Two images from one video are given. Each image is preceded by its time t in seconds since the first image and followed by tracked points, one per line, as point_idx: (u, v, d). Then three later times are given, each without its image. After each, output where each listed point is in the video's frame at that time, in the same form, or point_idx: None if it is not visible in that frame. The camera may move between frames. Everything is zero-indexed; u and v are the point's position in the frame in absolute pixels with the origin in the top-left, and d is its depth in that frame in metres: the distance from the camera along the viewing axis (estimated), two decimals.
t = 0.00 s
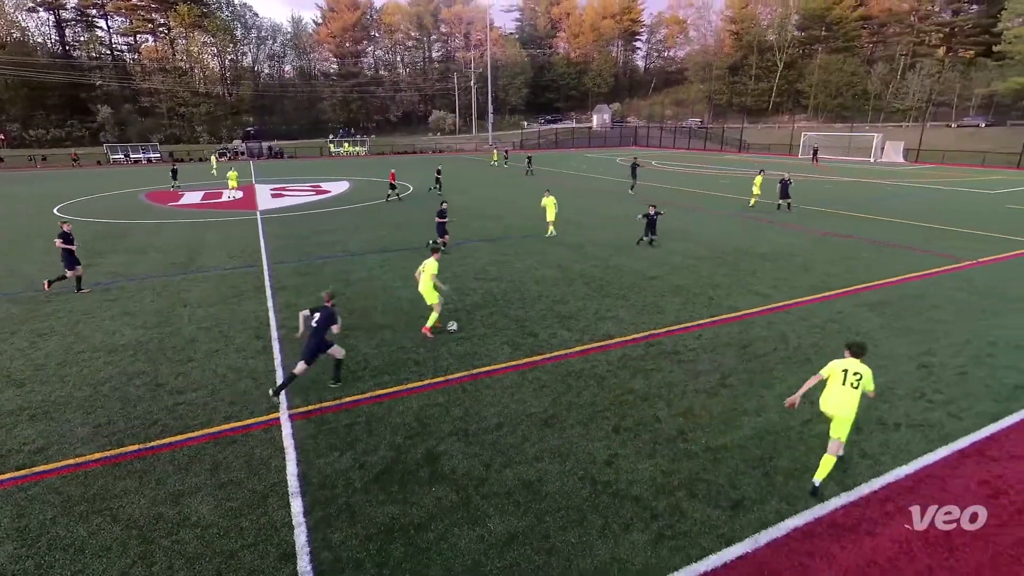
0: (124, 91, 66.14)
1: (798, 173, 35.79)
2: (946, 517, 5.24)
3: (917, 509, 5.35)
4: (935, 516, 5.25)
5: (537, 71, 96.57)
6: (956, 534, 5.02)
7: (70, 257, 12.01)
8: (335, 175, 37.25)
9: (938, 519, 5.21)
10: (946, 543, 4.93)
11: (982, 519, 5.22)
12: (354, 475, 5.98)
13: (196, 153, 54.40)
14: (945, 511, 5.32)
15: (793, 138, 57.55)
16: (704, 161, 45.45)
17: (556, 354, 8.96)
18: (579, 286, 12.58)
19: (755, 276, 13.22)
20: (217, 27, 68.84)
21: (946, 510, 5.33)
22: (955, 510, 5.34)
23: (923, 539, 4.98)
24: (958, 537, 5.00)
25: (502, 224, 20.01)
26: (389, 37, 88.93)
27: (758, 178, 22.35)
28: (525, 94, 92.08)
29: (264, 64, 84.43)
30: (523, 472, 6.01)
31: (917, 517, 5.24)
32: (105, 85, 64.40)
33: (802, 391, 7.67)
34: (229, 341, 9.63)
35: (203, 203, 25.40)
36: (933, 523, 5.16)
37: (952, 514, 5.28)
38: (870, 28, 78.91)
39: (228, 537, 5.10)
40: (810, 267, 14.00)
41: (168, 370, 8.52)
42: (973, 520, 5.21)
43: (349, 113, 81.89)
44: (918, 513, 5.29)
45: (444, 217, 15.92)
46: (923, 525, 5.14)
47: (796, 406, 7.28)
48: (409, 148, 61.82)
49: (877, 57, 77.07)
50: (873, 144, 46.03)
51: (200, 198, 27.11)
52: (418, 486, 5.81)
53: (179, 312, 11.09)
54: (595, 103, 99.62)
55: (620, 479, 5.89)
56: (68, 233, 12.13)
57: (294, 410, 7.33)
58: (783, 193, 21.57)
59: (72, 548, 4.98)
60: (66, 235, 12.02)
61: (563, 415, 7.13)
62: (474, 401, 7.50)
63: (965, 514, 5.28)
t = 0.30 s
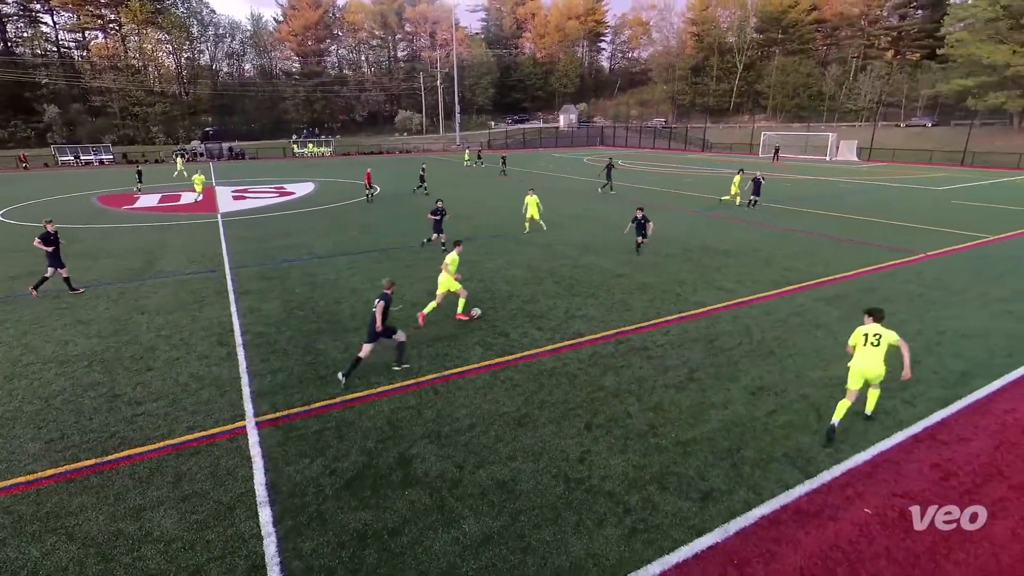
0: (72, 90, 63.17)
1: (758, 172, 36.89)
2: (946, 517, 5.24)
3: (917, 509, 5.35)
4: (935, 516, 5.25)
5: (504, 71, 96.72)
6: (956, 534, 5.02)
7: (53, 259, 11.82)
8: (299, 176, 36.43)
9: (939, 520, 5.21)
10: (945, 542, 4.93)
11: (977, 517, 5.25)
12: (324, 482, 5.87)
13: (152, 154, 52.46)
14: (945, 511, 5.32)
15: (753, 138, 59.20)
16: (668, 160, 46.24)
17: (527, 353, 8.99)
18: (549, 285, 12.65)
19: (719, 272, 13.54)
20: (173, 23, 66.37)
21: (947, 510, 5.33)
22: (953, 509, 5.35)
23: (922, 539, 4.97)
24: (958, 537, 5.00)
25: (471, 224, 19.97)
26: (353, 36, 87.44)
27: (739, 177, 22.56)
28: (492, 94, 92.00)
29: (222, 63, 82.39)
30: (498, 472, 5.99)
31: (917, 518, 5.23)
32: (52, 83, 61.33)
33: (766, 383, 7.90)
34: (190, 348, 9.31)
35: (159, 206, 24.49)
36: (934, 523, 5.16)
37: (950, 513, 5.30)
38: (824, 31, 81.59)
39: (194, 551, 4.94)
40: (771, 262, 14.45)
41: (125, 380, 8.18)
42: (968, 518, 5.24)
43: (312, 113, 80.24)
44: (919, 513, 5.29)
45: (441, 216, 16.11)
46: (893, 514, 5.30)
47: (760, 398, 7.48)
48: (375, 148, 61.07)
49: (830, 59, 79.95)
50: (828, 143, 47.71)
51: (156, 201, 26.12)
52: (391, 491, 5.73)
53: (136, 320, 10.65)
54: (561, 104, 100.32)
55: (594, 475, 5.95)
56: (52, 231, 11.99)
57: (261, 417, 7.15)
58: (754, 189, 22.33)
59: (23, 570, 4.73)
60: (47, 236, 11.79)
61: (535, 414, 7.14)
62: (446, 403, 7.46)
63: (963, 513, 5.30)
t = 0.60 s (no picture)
0: (23, 89, 60.42)
1: (725, 171, 37.65)
2: (946, 517, 5.23)
3: (917, 509, 5.34)
4: (936, 516, 5.24)
5: (474, 70, 96.51)
6: (955, 534, 5.01)
7: (46, 258, 11.72)
8: (267, 178, 35.68)
9: (938, 519, 5.20)
10: (944, 542, 4.93)
11: (981, 518, 5.22)
12: (298, 488, 5.77)
13: (111, 156, 50.64)
14: (945, 511, 5.30)
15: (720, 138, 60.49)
16: (638, 160, 46.87)
17: (502, 353, 8.99)
18: (523, 284, 12.69)
19: (690, 269, 13.82)
20: (130, 20, 64.00)
21: (947, 510, 5.31)
22: (954, 509, 5.34)
23: (920, 539, 4.96)
24: (957, 536, 4.99)
25: (444, 224, 19.90)
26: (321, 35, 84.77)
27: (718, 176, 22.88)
28: (463, 94, 91.64)
29: (183, 62, 80.11)
30: (476, 474, 5.98)
31: (919, 519, 5.21)
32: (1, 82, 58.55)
33: (737, 377, 8.09)
34: (155, 355, 9.04)
35: (121, 210, 23.66)
36: (933, 523, 5.15)
37: (952, 513, 5.28)
38: (786, 34, 83.84)
39: (164, 564, 4.80)
40: (740, 259, 14.76)
41: (85, 390, 7.87)
42: (973, 518, 5.21)
43: (279, 113, 78.58)
44: (918, 513, 5.28)
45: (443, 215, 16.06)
46: (868, 505, 5.41)
47: (732, 392, 7.64)
48: (345, 149, 60.16)
49: (792, 61, 82.22)
50: (792, 143, 49.06)
51: (116, 204, 25.24)
52: (367, 495, 5.67)
53: (96, 327, 10.27)
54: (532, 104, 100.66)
55: (571, 472, 5.99)
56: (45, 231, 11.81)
57: (230, 425, 6.98)
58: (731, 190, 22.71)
59: None
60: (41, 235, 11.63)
61: (510, 414, 7.16)
62: (422, 405, 7.41)
63: (964, 513, 5.28)
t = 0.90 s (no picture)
0: None
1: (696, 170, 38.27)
2: (946, 517, 5.23)
3: (917, 509, 5.34)
4: (936, 516, 5.24)
5: (447, 70, 96.12)
6: (956, 535, 5.00)
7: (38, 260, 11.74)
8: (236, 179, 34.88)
9: (938, 519, 5.20)
10: (945, 542, 4.92)
11: (979, 516, 5.23)
12: (273, 496, 5.66)
13: (70, 157, 48.83)
14: (945, 511, 5.30)
15: (691, 137, 61.54)
16: (611, 159, 47.35)
17: (479, 353, 8.98)
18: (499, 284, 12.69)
19: (663, 267, 14.01)
20: (89, 17, 61.67)
21: (946, 510, 5.31)
22: (953, 507, 5.34)
23: (923, 540, 4.95)
24: (958, 537, 4.99)
25: (419, 225, 19.77)
26: (290, 33, 84.01)
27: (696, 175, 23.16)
28: (436, 94, 91.11)
29: (146, 60, 77.79)
30: (457, 476, 5.94)
31: (918, 518, 5.21)
32: None
33: (711, 372, 8.24)
34: (120, 363, 8.75)
35: (82, 213, 22.84)
36: (933, 523, 5.15)
37: (950, 511, 5.28)
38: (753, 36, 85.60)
39: None
40: (712, 256, 15.03)
41: (45, 401, 7.57)
42: (970, 516, 5.22)
43: (248, 113, 76.80)
44: (918, 513, 5.28)
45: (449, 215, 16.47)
46: (836, 494, 5.58)
47: (706, 387, 7.79)
48: (316, 150, 59.21)
49: (759, 63, 84.08)
50: (760, 142, 50.19)
51: (77, 207, 24.36)
52: (344, 500, 5.60)
53: (57, 335, 9.89)
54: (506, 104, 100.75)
55: (549, 471, 6.01)
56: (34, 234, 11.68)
57: (201, 433, 6.81)
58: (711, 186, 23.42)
59: None
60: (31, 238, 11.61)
61: (488, 414, 7.14)
62: (399, 408, 7.34)
63: (961, 509, 5.30)
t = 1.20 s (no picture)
0: None
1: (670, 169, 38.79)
2: (946, 517, 5.22)
3: (916, 509, 5.33)
4: (936, 515, 5.23)
5: (421, 70, 95.54)
6: (957, 535, 5.00)
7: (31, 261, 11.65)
8: (204, 180, 34.05)
9: (939, 519, 5.19)
10: (945, 543, 4.92)
11: (978, 517, 5.22)
12: (248, 504, 5.54)
13: (29, 159, 47.01)
14: (945, 511, 5.29)
15: (664, 137, 62.36)
16: (587, 159, 47.67)
17: (457, 354, 8.95)
18: (477, 285, 12.66)
19: (639, 265, 14.17)
20: (46, 13, 59.34)
21: (947, 510, 5.31)
22: (954, 509, 5.33)
23: (922, 540, 4.95)
24: (958, 537, 4.98)
25: (394, 225, 19.62)
26: (259, 31, 82.56)
27: (668, 173, 23.42)
28: (410, 94, 90.39)
29: (108, 58, 75.43)
30: (438, 479, 5.90)
31: (916, 519, 5.20)
32: None
33: (686, 368, 8.36)
34: (85, 371, 8.46)
35: (43, 216, 22.04)
36: (933, 523, 5.14)
37: (951, 513, 5.27)
38: (723, 37, 87.18)
39: None
40: (686, 254, 15.24)
41: (5, 413, 7.26)
42: (972, 518, 5.21)
43: (217, 113, 74.99)
44: (918, 513, 5.27)
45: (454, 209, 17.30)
46: (809, 484, 5.72)
47: (681, 383, 7.92)
48: (287, 151, 58.20)
49: (729, 64, 85.74)
50: (731, 142, 51.19)
51: (37, 210, 23.47)
52: (322, 505, 5.52)
53: (16, 344, 9.51)
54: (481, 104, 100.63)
55: (530, 470, 6.03)
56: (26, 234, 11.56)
57: (172, 441, 6.63)
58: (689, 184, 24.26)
59: None
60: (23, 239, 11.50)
61: (468, 416, 7.11)
62: (378, 410, 7.26)
63: (963, 512, 5.28)
